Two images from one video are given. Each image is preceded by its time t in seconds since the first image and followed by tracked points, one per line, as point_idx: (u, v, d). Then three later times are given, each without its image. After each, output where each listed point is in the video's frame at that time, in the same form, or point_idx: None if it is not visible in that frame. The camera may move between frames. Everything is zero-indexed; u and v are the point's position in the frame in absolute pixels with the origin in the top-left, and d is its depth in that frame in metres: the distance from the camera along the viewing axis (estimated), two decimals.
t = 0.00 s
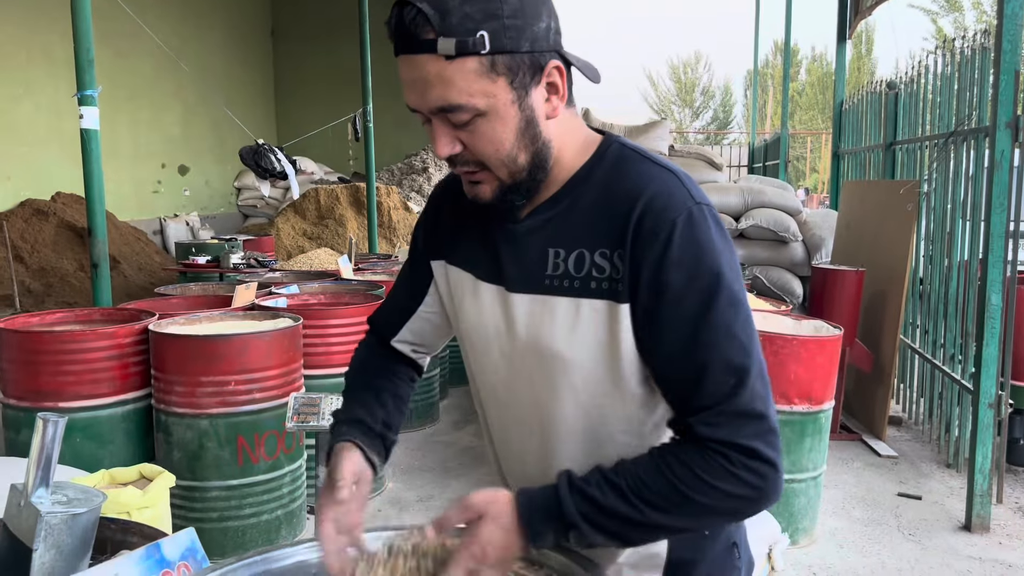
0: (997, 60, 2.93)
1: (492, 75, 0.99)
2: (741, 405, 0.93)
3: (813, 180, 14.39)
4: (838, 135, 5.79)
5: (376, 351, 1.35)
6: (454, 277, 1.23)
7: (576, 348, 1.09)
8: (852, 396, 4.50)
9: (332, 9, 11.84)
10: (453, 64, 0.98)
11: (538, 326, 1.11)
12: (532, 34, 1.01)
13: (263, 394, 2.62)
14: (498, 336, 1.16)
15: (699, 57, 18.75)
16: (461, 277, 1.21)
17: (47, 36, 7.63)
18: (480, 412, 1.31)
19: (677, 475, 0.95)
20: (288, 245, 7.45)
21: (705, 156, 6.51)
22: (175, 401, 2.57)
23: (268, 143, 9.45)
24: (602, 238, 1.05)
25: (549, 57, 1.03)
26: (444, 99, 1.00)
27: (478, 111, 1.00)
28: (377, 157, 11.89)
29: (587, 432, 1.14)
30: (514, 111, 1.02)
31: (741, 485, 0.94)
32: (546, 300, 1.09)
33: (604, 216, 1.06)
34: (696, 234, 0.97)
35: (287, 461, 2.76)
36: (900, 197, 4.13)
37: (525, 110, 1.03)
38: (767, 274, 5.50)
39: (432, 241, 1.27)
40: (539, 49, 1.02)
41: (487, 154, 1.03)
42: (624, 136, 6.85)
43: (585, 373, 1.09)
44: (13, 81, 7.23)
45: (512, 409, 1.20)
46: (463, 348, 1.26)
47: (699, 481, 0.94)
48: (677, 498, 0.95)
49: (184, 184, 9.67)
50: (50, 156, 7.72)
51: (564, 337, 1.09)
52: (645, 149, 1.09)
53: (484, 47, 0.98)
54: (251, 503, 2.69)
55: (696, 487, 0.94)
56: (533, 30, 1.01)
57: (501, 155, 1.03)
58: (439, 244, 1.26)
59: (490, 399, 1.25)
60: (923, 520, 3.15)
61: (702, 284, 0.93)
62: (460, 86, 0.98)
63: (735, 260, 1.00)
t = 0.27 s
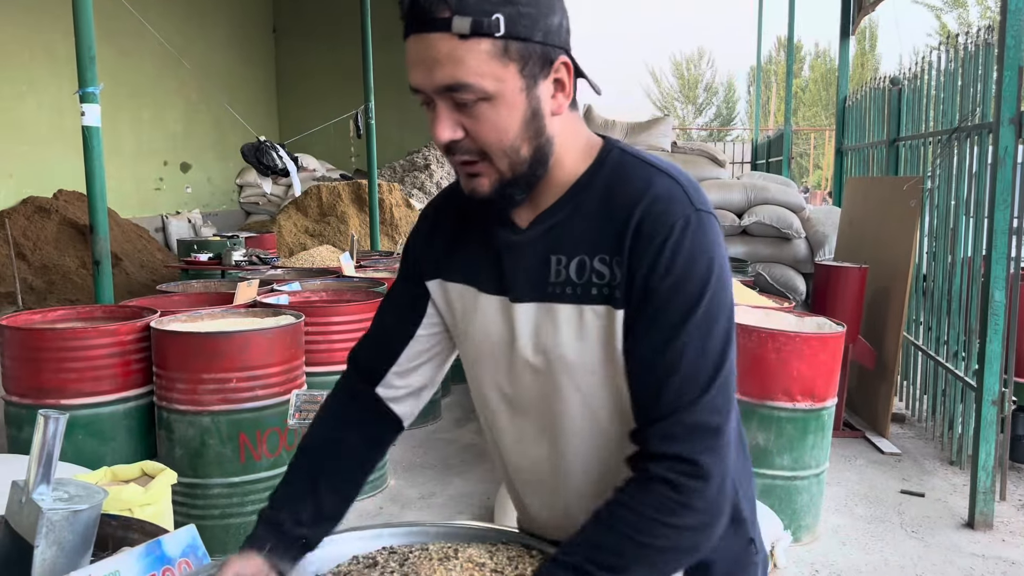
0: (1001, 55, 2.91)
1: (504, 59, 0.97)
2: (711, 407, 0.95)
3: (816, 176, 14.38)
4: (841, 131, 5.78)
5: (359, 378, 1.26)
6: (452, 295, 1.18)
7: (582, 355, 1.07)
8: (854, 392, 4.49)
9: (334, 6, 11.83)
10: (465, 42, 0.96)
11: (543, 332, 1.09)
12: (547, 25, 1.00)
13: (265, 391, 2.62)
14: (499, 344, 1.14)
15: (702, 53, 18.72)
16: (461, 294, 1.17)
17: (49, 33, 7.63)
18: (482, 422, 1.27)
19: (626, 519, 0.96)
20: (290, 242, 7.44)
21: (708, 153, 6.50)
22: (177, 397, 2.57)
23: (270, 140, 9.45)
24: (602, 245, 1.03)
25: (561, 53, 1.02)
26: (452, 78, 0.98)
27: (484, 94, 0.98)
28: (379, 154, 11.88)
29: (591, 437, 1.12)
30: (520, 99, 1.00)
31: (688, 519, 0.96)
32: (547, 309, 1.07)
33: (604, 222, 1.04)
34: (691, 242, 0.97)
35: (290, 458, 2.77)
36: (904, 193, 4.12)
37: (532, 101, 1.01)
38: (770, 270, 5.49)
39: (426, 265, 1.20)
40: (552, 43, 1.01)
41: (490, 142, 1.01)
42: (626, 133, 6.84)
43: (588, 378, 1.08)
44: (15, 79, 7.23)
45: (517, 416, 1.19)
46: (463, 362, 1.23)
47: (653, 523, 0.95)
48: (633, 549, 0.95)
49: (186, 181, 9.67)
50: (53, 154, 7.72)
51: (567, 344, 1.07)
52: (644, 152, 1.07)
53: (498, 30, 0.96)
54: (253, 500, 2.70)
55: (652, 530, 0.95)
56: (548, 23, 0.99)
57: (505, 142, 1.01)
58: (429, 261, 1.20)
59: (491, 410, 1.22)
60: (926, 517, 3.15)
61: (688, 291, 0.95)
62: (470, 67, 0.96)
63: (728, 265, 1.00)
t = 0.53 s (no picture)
0: (1002, 53, 2.91)
1: (523, 49, 0.99)
2: (688, 400, 0.99)
3: (819, 173, 14.36)
4: (843, 128, 5.77)
5: (355, 393, 1.24)
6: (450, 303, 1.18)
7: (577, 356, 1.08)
8: (856, 389, 4.49)
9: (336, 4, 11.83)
10: (487, 28, 0.98)
11: (545, 331, 1.10)
12: (566, 23, 1.02)
13: (267, 390, 2.62)
14: (499, 342, 1.16)
15: (704, 50, 18.70)
16: (462, 304, 1.17)
17: (51, 32, 7.64)
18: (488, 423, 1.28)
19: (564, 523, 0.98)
20: (292, 240, 7.44)
21: (710, 150, 6.48)
22: (178, 396, 2.57)
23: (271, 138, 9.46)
24: (599, 247, 1.05)
25: (576, 52, 1.04)
26: (470, 64, 0.99)
27: (500, 82, 0.99)
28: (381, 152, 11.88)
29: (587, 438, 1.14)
30: (533, 92, 1.01)
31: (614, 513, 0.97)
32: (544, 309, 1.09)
33: (604, 224, 1.05)
34: (685, 247, 0.98)
35: (291, 456, 2.77)
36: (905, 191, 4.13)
37: (545, 95, 1.02)
38: (772, 268, 5.49)
39: (426, 271, 1.19)
40: (571, 43, 1.03)
41: (501, 132, 1.02)
42: (628, 131, 6.84)
43: (585, 378, 1.10)
44: (17, 77, 7.24)
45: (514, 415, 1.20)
46: (466, 361, 1.23)
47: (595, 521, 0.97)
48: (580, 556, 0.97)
49: (188, 179, 9.68)
50: (55, 152, 7.73)
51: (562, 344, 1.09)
52: (647, 157, 1.08)
53: (520, 19, 0.98)
54: (255, 497, 2.70)
55: (594, 531, 0.97)
56: (567, 22, 1.02)
57: (515, 134, 1.02)
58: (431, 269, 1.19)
59: (492, 409, 1.23)
60: (927, 514, 3.15)
61: (674, 296, 0.97)
62: (489, 52, 0.98)
63: (722, 271, 1.02)
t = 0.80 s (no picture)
0: (1003, 52, 2.91)
1: (544, 36, 1.02)
2: (713, 401, 0.98)
3: (821, 172, 14.35)
4: (844, 127, 5.75)
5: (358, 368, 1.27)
6: (457, 285, 1.20)
7: (588, 353, 1.09)
8: (857, 388, 4.49)
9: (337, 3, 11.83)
10: (510, 14, 1.00)
11: (553, 325, 1.11)
12: (589, 14, 1.05)
13: (268, 387, 2.63)
14: (509, 333, 1.16)
15: (705, 49, 18.69)
16: (468, 289, 1.18)
17: (52, 31, 7.65)
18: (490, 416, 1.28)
19: (599, 499, 0.97)
20: (293, 239, 7.44)
21: (712, 149, 6.46)
22: (180, 394, 2.58)
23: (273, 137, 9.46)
24: (616, 241, 1.05)
25: (597, 43, 1.07)
26: (491, 46, 1.01)
27: (519, 68, 1.02)
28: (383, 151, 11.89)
29: (597, 433, 1.14)
30: (552, 80, 1.04)
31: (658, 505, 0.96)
32: (558, 300, 1.10)
33: (620, 218, 1.06)
34: (705, 244, 0.99)
35: (292, 455, 2.78)
36: (905, 189, 4.13)
37: (564, 84, 1.05)
38: (773, 267, 5.49)
39: (435, 252, 1.22)
40: (592, 34, 1.06)
41: (517, 118, 1.04)
42: (629, 130, 6.84)
43: (596, 374, 1.10)
44: (19, 77, 7.25)
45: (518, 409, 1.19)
46: (471, 351, 1.24)
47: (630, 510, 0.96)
48: (606, 534, 0.96)
49: (190, 179, 9.69)
50: (57, 151, 7.74)
51: (575, 338, 1.09)
52: (662, 154, 1.09)
53: (542, 6, 1.00)
54: (256, 496, 2.71)
55: (631, 516, 0.96)
56: (591, 12, 1.05)
57: (531, 120, 1.04)
58: (445, 254, 1.21)
59: (497, 402, 1.23)
60: (928, 513, 3.15)
61: (694, 294, 0.97)
62: (510, 37, 1.00)
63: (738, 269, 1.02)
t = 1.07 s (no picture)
0: (1004, 51, 2.91)
1: (561, 34, 1.03)
2: (732, 401, 0.98)
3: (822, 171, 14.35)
4: (846, 127, 5.75)
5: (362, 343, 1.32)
6: (466, 272, 1.24)
7: (597, 351, 1.10)
8: (858, 388, 4.49)
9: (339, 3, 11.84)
10: (528, 12, 1.02)
11: (560, 318, 1.13)
12: (607, 13, 1.06)
13: (269, 387, 2.63)
14: (521, 326, 1.17)
15: (707, 49, 18.68)
16: (475, 276, 1.23)
17: (54, 32, 7.65)
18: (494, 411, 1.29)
19: (636, 475, 0.97)
20: (294, 239, 7.44)
21: (713, 149, 6.46)
22: (181, 394, 2.58)
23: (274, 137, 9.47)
24: (630, 239, 1.08)
25: (614, 43, 1.07)
26: (509, 44, 1.03)
27: (536, 65, 1.03)
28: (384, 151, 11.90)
29: (603, 429, 1.15)
30: (569, 78, 1.05)
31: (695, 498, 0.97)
32: (572, 294, 1.11)
33: (634, 218, 1.08)
34: (720, 247, 1.01)
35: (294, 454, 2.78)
36: (907, 189, 4.13)
37: (580, 82, 1.06)
38: (774, 267, 5.49)
39: (448, 236, 1.26)
40: (610, 33, 1.07)
41: (533, 114, 1.06)
42: (631, 130, 6.84)
43: (606, 371, 1.11)
44: (20, 77, 7.26)
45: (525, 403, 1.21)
46: (479, 343, 1.26)
47: (654, 490, 0.97)
48: (625, 502, 0.97)
49: (191, 178, 9.70)
50: (58, 151, 7.75)
51: (587, 333, 1.11)
52: (676, 158, 1.11)
53: (561, 5, 1.02)
54: (258, 496, 2.71)
55: (657, 496, 0.97)
56: (608, 12, 1.06)
57: (546, 116, 1.06)
58: (459, 242, 1.25)
59: (504, 395, 1.24)
60: (929, 513, 3.15)
61: (710, 296, 0.99)
62: (529, 35, 1.02)
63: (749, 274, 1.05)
